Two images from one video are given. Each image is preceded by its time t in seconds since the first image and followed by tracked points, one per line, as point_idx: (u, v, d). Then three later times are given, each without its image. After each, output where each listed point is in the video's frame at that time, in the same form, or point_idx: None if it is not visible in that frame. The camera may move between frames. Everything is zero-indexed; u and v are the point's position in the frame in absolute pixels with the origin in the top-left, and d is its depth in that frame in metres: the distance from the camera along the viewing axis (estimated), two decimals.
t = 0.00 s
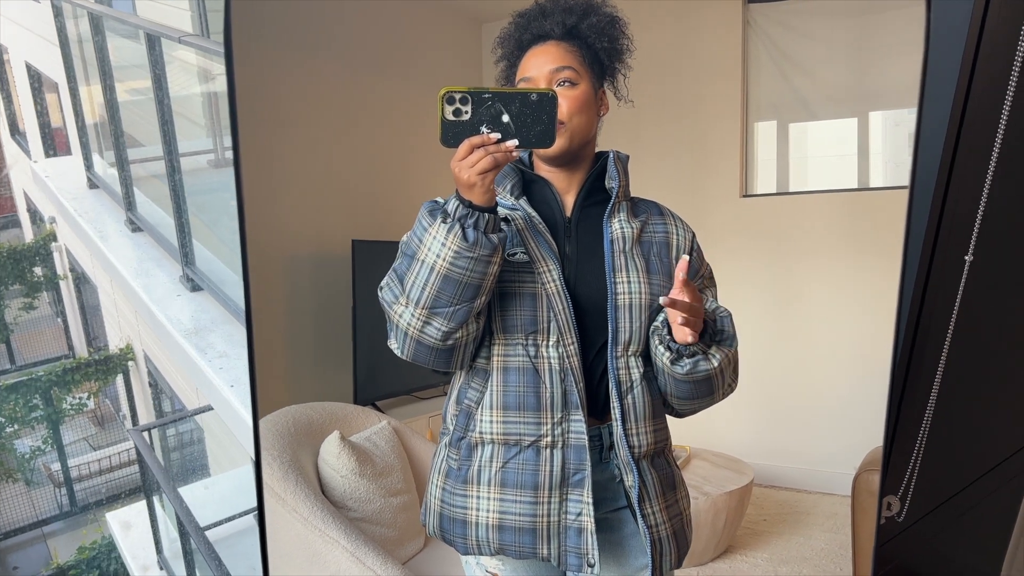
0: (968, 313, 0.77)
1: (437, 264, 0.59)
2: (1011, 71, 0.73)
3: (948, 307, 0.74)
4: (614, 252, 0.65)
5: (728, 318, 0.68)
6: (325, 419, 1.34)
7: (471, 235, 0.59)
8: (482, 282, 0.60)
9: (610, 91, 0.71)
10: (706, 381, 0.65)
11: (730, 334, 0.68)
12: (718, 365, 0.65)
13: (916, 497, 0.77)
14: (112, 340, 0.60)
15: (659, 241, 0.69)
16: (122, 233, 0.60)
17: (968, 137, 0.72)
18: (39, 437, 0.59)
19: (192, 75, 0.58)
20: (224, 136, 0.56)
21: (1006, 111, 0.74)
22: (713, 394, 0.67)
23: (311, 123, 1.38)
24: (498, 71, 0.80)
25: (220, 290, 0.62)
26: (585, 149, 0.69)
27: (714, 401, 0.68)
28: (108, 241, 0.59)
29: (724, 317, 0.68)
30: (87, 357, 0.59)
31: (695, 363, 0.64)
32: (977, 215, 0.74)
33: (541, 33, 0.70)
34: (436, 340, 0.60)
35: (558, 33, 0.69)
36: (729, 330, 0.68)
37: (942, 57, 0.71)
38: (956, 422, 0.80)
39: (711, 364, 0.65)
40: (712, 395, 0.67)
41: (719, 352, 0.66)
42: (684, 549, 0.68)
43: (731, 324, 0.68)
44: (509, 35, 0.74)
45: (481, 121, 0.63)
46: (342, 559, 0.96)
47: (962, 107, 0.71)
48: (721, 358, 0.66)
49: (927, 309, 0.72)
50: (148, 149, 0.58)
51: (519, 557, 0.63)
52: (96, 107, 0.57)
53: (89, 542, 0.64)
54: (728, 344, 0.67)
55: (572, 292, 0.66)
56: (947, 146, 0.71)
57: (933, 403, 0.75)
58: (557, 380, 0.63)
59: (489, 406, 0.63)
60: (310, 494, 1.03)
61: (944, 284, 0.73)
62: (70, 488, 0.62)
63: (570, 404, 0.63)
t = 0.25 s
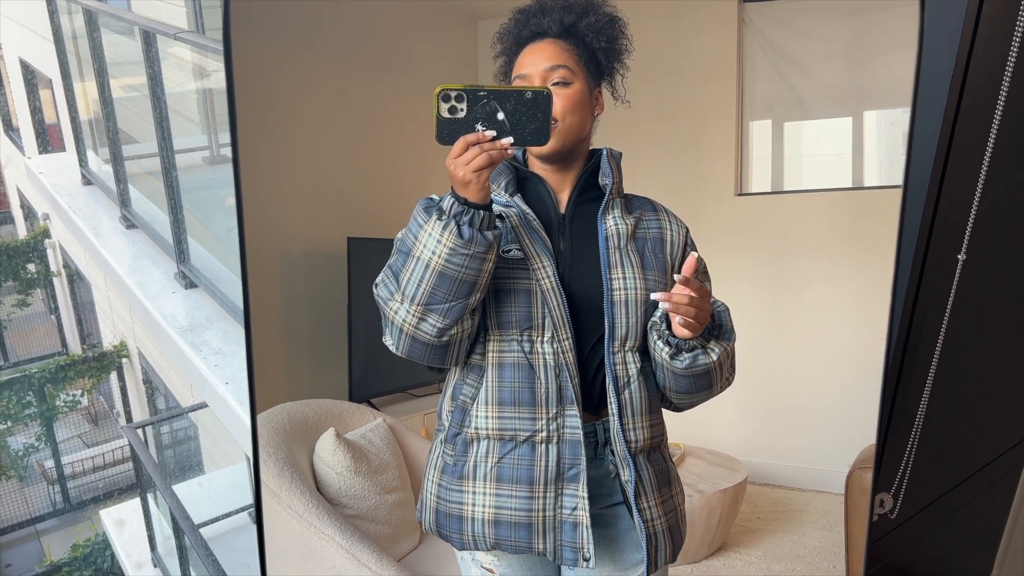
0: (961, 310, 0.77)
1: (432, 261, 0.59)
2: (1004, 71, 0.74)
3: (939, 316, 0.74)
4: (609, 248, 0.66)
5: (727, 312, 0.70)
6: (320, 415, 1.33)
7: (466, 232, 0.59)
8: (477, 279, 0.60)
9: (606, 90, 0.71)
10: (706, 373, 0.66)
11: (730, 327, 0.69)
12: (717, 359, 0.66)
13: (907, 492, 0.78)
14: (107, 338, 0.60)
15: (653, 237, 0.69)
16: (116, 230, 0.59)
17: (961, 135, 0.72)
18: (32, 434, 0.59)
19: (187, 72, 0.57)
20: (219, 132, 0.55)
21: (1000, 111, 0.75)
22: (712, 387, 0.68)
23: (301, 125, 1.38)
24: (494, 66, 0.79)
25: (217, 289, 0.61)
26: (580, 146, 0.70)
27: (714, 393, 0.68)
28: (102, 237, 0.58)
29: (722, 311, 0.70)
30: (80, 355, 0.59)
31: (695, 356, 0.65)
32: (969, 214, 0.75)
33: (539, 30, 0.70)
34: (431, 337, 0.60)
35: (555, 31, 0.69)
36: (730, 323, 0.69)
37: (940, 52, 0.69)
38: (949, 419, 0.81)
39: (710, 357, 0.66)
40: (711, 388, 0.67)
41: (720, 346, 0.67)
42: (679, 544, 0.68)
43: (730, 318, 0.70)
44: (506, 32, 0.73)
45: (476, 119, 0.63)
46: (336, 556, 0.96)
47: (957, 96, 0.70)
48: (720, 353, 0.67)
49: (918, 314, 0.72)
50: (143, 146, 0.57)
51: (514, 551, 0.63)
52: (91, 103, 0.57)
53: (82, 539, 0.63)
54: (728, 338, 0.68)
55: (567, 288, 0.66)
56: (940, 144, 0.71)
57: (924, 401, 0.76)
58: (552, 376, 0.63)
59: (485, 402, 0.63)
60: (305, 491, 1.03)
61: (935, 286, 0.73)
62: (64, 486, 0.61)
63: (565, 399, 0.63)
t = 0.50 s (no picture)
0: (956, 305, 0.78)
1: (429, 259, 0.59)
2: (1000, 67, 0.74)
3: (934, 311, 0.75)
4: (604, 241, 0.66)
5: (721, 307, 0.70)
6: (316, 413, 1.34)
7: (463, 229, 0.59)
8: (474, 277, 0.60)
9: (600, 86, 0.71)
10: (699, 368, 0.66)
11: (724, 324, 0.69)
12: (711, 353, 0.67)
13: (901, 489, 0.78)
14: (102, 334, 0.58)
15: (648, 231, 0.69)
16: (111, 226, 0.57)
17: (957, 133, 0.72)
18: (28, 431, 0.57)
19: (184, 69, 0.59)
20: (214, 129, 0.59)
21: (995, 107, 0.75)
22: (706, 380, 0.68)
23: (296, 122, 1.34)
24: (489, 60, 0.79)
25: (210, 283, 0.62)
26: (575, 142, 0.70)
27: (708, 386, 0.69)
28: (98, 233, 0.57)
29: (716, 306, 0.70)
30: (77, 351, 0.57)
31: (689, 352, 0.65)
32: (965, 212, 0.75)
33: (534, 26, 0.70)
34: (428, 334, 0.61)
35: (551, 27, 0.69)
36: (723, 320, 0.69)
37: (934, 52, 0.71)
38: (945, 414, 0.81)
39: (704, 351, 0.67)
40: (705, 381, 0.68)
41: (713, 341, 0.68)
42: (674, 535, 0.68)
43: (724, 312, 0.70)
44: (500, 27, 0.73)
45: (473, 116, 0.63)
46: (331, 553, 0.97)
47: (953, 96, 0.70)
48: (714, 347, 0.67)
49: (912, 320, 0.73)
50: (139, 142, 0.57)
51: (513, 545, 0.63)
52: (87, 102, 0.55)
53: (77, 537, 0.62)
54: (722, 333, 0.68)
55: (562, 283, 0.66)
56: (938, 141, 0.71)
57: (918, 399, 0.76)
58: (548, 370, 0.63)
59: (481, 397, 0.63)
60: (300, 488, 1.03)
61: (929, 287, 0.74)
62: (59, 483, 0.60)
63: (562, 393, 0.63)
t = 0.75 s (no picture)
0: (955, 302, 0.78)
1: (428, 257, 0.59)
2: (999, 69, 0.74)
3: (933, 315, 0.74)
4: (602, 237, 0.66)
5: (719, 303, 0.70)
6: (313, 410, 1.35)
7: (462, 227, 0.59)
8: (472, 275, 0.60)
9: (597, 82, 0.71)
10: (698, 364, 0.66)
11: (724, 320, 0.69)
12: (710, 349, 0.66)
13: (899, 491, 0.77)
14: (97, 330, 0.59)
15: (646, 226, 0.69)
16: (107, 222, 0.58)
17: (957, 131, 0.71)
18: (23, 427, 0.57)
19: (180, 63, 0.57)
20: (212, 124, 0.56)
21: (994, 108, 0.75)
22: (705, 375, 0.68)
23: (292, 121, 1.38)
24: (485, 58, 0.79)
25: (208, 281, 0.60)
26: (572, 139, 0.69)
27: (708, 381, 0.69)
28: (93, 228, 0.57)
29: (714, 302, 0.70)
30: (72, 347, 0.58)
31: (687, 348, 0.65)
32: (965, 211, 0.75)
33: (530, 22, 0.70)
34: (427, 332, 0.60)
35: (547, 24, 0.69)
36: (724, 316, 0.69)
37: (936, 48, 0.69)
38: (944, 412, 0.81)
39: (704, 347, 0.66)
40: (704, 376, 0.68)
41: (712, 337, 0.68)
42: (672, 532, 0.68)
43: (722, 309, 0.70)
44: (499, 20, 0.73)
45: (472, 114, 0.63)
46: (326, 549, 0.96)
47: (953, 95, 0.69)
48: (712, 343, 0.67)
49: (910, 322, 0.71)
50: (134, 137, 0.57)
51: (513, 543, 0.63)
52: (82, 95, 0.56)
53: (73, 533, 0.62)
54: (721, 329, 0.68)
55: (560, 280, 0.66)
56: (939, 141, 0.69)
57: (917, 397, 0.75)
58: (547, 367, 0.63)
59: (480, 395, 0.63)
60: (296, 486, 1.03)
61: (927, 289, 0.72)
62: (54, 479, 0.60)
63: (561, 390, 0.63)
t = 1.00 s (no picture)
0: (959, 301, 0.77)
1: (429, 256, 0.59)
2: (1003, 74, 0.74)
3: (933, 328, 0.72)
4: (605, 236, 0.65)
5: (721, 302, 0.70)
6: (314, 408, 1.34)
7: (463, 227, 0.59)
8: (474, 274, 0.60)
9: (598, 79, 0.71)
10: (700, 363, 0.66)
11: (726, 318, 0.70)
12: (712, 349, 0.66)
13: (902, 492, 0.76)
14: (97, 327, 0.59)
15: (648, 224, 0.69)
16: (108, 220, 0.58)
17: (961, 135, 0.70)
18: (22, 424, 0.57)
19: (180, 61, 0.55)
20: (212, 121, 0.56)
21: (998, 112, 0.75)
22: (708, 374, 0.68)
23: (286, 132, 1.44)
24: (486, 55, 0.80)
25: (210, 280, 0.61)
26: (574, 137, 0.69)
27: (710, 380, 0.69)
28: (93, 226, 0.57)
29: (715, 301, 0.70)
30: (72, 345, 0.58)
31: (689, 347, 0.65)
32: (968, 215, 0.74)
33: (531, 20, 0.70)
34: (428, 332, 0.60)
35: (546, 22, 0.69)
36: (725, 314, 0.69)
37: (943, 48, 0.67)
38: (948, 412, 0.81)
39: (705, 347, 0.66)
40: (706, 375, 0.68)
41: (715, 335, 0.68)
42: (675, 532, 0.68)
43: (723, 308, 0.70)
44: (500, 19, 0.74)
45: (471, 112, 0.63)
46: (328, 549, 0.96)
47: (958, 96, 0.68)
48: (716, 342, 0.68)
49: (913, 328, 0.70)
50: (134, 135, 0.56)
51: (516, 542, 0.63)
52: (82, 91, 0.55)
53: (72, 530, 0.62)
54: (723, 329, 0.69)
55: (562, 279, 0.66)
56: (943, 144, 0.68)
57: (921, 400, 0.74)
58: (550, 366, 0.63)
59: (483, 395, 0.63)
60: (298, 484, 1.03)
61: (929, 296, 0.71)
62: (53, 476, 0.60)
63: (564, 389, 0.63)
